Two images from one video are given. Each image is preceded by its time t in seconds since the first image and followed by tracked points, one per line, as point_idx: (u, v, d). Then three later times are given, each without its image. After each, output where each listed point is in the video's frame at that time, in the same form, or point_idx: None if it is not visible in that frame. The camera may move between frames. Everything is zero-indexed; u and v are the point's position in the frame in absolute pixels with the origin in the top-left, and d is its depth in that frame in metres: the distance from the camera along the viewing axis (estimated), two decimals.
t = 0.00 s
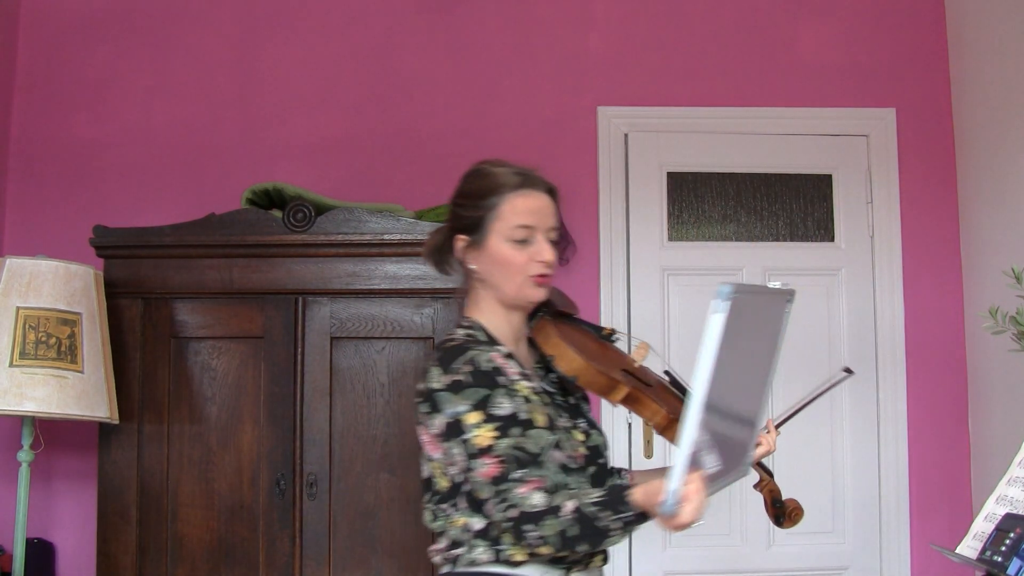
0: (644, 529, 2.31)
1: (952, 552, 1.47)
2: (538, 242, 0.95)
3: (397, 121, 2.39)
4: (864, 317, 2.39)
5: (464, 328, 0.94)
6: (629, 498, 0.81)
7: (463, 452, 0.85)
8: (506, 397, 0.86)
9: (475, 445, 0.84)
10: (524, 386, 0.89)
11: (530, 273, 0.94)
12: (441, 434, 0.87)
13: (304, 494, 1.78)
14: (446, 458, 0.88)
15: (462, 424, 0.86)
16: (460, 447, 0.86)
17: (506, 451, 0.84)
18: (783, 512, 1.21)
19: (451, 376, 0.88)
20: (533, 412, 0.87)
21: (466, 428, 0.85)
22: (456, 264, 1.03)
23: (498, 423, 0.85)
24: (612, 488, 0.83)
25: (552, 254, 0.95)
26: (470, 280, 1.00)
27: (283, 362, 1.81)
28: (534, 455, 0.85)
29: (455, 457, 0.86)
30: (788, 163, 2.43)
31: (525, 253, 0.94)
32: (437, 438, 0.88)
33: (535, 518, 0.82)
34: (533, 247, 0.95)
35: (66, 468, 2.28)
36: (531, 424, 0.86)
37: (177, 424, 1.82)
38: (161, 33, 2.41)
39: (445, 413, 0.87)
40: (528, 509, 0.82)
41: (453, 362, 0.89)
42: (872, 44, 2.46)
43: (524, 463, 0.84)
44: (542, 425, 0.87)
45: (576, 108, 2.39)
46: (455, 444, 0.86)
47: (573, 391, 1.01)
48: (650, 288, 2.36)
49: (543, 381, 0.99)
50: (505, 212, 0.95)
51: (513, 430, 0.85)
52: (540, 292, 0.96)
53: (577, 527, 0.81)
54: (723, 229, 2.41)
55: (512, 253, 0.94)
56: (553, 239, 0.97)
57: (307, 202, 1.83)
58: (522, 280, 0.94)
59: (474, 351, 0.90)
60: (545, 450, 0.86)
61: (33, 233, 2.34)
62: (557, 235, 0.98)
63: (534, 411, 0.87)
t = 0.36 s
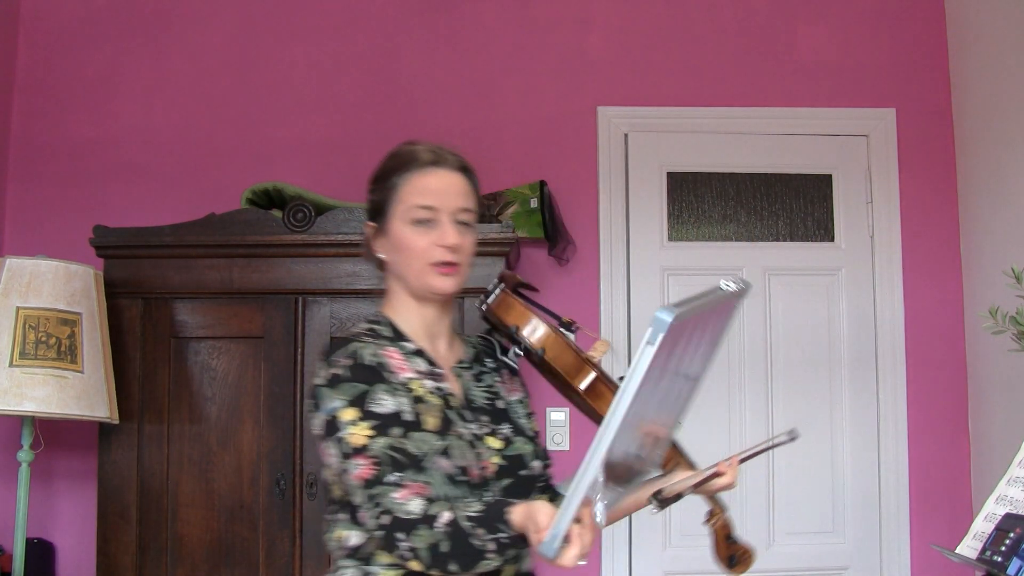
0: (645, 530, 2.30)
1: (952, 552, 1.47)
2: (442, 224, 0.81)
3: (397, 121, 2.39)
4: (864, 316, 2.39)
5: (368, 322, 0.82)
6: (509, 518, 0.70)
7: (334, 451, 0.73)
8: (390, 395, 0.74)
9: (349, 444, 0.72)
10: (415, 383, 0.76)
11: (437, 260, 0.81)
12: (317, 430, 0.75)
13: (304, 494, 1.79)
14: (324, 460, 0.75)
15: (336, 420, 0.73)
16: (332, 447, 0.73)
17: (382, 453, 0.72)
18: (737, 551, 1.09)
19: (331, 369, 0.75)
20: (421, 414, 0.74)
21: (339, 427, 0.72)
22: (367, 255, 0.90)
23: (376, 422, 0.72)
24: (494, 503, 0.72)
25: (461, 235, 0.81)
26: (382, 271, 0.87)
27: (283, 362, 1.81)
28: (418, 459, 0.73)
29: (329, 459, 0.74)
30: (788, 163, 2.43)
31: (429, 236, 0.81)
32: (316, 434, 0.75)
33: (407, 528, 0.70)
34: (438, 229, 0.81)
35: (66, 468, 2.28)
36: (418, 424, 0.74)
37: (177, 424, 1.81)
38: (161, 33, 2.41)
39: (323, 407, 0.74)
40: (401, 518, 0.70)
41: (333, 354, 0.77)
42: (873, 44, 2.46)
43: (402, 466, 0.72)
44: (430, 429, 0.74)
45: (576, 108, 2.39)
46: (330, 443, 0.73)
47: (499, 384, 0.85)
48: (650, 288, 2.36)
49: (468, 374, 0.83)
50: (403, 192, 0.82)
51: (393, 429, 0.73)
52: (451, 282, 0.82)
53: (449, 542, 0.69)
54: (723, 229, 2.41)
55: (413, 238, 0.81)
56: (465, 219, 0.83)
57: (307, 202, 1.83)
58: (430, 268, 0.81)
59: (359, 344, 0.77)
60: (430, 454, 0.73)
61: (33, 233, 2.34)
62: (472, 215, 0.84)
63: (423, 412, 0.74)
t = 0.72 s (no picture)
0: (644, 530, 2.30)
1: (953, 552, 1.47)
2: (394, 207, 0.87)
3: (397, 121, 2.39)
4: (864, 316, 2.39)
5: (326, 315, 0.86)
6: (481, 532, 0.64)
7: (285, 453, 0.70)
8: (342, 393, 0.74)
9: (300, 443, 0.70)
10: (368, 385, 0.78)
11: (385, 244, 0.86)
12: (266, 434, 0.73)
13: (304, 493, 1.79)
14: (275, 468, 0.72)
15: (285, 419, 0.71)
16: (282, 448, 0.71)
17: (336, 452, 0.69)
18: None
19: (280, 367, 0.76)
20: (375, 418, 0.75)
21: (289, 424, 0.71)
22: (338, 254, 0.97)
23: (329, 418, 0.71)
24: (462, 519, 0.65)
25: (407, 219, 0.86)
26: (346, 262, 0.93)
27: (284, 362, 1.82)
28: (370, 463, 0.71)
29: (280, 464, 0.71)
30: (789, 163, 2.43)
31: (378, 222, 0.86)
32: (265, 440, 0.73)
33: (364, 534, 0.65)
34: (386, 215, 0.87)
35: (67, 468, 2.28)
36: (370, 430, 0.74)
37: (177, 425, 1.81)
38: (161, 33, 2.41)
39: (271, 408, 0.73)
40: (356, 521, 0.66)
41: (280, 352, 0.77)
42: (873, 44, 2.46)
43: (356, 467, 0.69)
44: (382, 436, 0.74)
45: (576, 108, 2.39)
46: (279, 445, 0.71)
47: (473, 384, 0.89)
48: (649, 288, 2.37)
49: (436, 373, 0.87)
50: (354, 181, 0.89)
51: (345, 428, 0.72)
52: (406, 264, 0.86)
53: (410, 552, 0.64)
54: (723, 228, 2.41)
55: (365, 223, 0.87)
56: (419, 202, 0.88)
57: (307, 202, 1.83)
58: (379, 253, 0.86)
59: (308, 340, 0.79)
60: (382, 461, 0.73)
61: (33, 233, 2.34)
62: (426, 200, 0.89)
63: (376, 417, 0.75)
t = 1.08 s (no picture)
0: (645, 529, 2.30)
1: (953, 552, 1.47)
2: (398, 187, 0.76)
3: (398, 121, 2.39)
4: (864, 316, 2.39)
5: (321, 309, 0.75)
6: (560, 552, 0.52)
7: (288, 454, 0.59)
8: (360, 384, 0.63)
9: (309, 436, 0.58)
10: (378, 382, 0.66)
11: (387, 231, 0.75)
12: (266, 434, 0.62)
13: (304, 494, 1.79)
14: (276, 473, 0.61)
15: (285, 410, 0.60)
16: (283, 444, 0.60)
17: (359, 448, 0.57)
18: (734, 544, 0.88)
19: (284, 355, 0.64)
20: (392, 422, 0.64)
21: (295, 415, 0.59)
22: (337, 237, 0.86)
23: (346, 410, 0.60)
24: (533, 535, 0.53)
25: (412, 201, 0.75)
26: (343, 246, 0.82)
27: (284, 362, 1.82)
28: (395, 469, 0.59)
29: (283, 468, 0.60)
30: (789, 163, 2.44)
31: (382, 203, 0.76)
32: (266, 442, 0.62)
33: (403, 543, 0.52)
34: (392, 196, 0.76)
35: (68, 468, 2.28)
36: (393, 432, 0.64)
37: (177, 424, 1.81)
38: (162, 33, 2.41)
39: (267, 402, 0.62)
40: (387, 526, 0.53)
41: (275, 337, 0.66)
42: (873, 44, 2.46)
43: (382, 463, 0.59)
44: (397, 441, 0.63)
45: (576, 108, 2.39)
46: (280, 443, 0.60)
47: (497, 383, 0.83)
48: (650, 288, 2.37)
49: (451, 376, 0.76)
50: (356, 160, 0.78)
51: (361, 420, 0.60)
52: (411, 249, 0.76)
53: (465, 566, 0.51)
54: (723, 228, 2.42)
55: (366, 204, 0.76)
56: (428, 181, 0.77)
57: (307, 202, 1.83)
58: (382, 241, 0.76)
59: (310, 328, 0.67)
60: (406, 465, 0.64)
61: (33, 233, 2.34)
62: (437, 180, 0.78)
63: (390, 418, 0.64)
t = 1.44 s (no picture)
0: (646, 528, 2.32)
1: (954, 553, 1.48)
2: (403, 141, 0.87)
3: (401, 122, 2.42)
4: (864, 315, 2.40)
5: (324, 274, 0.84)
6: (679, 552, 0.60)
7: (313, 455, 0.63)
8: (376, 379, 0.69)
9: (343, 441, 0.63)
10: (396, 370, 0.74)
11: (393, 184, 0.86)
12: (278, 431, 0.66)
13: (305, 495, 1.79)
14: (288, 473, 0.64)
15: (307, 407, 0.65)
16: (306, 445, 0.64)
17: (392, 452, 0.63)
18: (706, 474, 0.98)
19: (291, 341, 0.69)
20: (416, 417, 0.73)
21: (318, 414, 0.64)
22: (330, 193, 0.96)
23: (370, 408, 0.65)
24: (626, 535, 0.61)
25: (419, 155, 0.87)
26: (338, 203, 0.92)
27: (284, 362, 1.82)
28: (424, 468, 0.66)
29: (303, 470, 0.63)
30: (787, 163, 2.46)
31: (386, 157, 0.87)
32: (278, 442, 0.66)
33: (465, 551, 0.59)
34: (396, 151, 0.87)
35: (67, 467, 2.30)
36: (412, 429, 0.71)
37: (177, 425, 1.80)
38: (165, 34, 2.43)
39: (283, 398, 0.66)
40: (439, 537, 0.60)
41: (282, 322, 0.71)
42: (873, 45, 2.48)
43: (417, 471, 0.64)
44: (428, 442, 0.73)
45: (577, 109, 2.41)
46: (301, 441, 0.64)
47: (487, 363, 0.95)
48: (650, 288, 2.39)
49: (459, 363, 0.90)
50: (354, 106, 0.89)
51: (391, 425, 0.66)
52: (415, 208, 0.87)
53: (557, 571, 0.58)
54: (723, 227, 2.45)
55: (375, 160, 0.87)
56: (429, 140, 0.89)
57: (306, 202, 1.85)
58: (387, 195, 0.86)
59: (316, 309, 0.74)
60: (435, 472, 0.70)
61: (36, 232, 2.35)
62: (437, 139, 0.90)
63: (415, 415, 0.73)
